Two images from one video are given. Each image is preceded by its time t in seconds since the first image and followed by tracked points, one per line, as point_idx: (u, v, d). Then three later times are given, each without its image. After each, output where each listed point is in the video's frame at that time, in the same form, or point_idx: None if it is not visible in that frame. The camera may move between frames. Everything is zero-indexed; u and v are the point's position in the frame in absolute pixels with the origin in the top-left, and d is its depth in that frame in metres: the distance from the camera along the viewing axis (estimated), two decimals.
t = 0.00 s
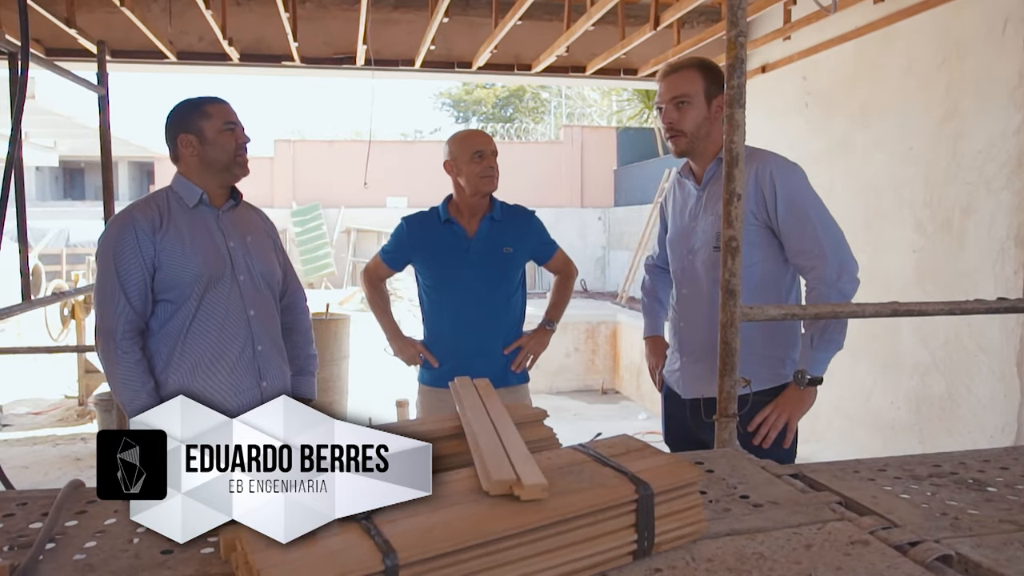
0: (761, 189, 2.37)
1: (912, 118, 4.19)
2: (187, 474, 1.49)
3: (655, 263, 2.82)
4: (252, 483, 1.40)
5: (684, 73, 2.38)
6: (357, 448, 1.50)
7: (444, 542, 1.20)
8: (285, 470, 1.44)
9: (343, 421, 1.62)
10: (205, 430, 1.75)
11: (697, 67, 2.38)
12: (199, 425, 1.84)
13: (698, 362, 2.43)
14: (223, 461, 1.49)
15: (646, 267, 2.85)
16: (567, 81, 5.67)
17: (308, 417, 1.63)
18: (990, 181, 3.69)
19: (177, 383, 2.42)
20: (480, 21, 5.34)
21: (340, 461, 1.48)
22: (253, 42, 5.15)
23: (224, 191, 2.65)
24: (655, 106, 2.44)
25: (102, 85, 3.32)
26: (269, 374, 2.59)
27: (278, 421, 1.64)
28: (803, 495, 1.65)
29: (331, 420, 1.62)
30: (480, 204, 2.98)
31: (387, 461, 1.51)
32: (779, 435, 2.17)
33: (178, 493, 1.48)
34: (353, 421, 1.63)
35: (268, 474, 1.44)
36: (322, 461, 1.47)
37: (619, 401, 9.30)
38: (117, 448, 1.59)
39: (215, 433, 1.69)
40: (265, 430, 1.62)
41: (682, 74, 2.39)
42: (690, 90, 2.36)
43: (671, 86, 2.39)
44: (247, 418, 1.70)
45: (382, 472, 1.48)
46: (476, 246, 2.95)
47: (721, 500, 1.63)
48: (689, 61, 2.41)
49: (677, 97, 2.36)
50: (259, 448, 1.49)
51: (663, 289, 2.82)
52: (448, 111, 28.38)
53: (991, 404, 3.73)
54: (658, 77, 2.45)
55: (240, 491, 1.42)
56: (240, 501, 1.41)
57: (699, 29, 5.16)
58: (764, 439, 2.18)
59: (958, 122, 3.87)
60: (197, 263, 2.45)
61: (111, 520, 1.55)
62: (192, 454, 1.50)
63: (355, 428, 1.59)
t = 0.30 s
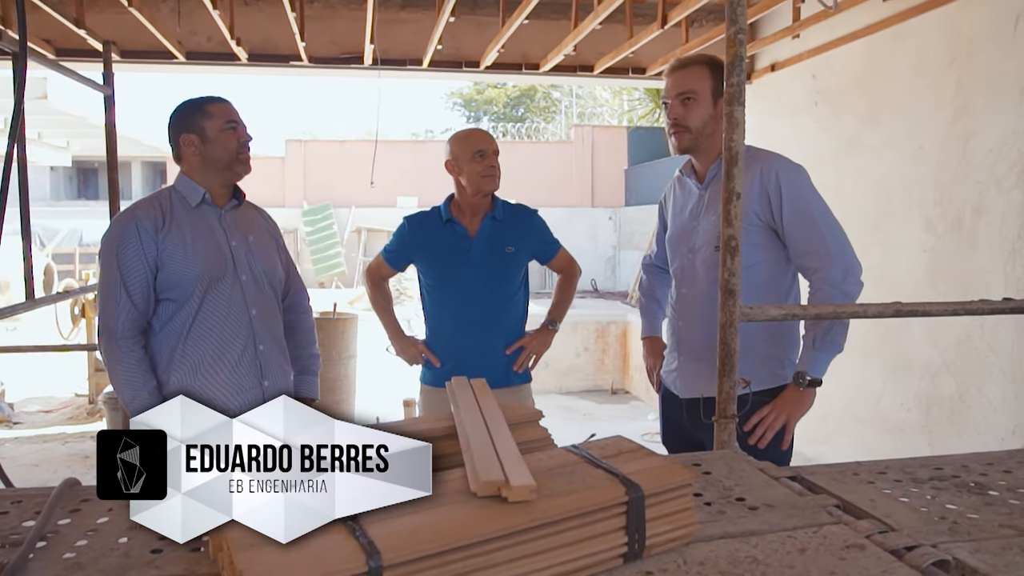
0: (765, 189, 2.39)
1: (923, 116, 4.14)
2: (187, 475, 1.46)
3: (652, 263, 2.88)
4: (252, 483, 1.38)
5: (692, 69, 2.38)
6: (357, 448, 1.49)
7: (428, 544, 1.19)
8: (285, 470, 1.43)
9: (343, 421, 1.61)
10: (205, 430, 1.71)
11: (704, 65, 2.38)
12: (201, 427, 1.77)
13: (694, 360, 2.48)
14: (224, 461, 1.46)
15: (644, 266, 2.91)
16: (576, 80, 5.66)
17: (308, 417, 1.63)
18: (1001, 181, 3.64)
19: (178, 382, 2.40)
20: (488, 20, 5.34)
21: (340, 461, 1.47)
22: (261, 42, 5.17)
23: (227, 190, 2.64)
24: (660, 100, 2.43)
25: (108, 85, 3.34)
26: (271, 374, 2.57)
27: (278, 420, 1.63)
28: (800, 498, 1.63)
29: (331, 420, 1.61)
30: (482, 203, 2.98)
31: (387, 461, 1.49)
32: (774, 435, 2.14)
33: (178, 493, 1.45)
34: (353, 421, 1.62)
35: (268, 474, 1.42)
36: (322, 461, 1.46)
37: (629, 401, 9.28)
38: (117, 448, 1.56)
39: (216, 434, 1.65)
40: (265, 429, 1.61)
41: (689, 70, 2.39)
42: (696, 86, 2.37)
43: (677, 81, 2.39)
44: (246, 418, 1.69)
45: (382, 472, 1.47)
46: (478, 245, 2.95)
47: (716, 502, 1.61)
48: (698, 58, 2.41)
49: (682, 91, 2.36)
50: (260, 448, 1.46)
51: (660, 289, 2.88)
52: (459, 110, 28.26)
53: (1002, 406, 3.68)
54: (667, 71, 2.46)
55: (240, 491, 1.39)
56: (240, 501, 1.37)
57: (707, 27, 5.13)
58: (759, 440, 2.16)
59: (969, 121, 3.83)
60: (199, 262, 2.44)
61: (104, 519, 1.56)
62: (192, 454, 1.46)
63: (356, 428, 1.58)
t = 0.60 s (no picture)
0: (769, 188, 2.38)
1: (930, 115, 4.10)
2: (187, 475, 1.45)
3: (653, 262, 2.91)
4: (252, 483, 1.38)
5: (693, 67, 2.38)
6: (357, 448, 1.48)
7: (418, 546, 1.17)
8: (285, 469, 1.43)
9: (343, 421, 1.61)
10: (205, 430, 1.70)
11: (706, 63, 2.37)
12: (200, 427, 1.74)
13: (692, 358, 2.49)
14: (224, 461, 1.46)
15: (644, 266, 2.94)
16: (581, 79, 5.64)
17: (308, 418, 1.63)
18: (1008, 180, 3.60)
19: (178, 382, 2.39)
20: (492, 19, 5.34)
21: (340, 461, 1.47)
22: (266, 41, 5.17)
23: (228, 189, 2.63)
24: (661, 97, 2.43)
25: (110, 84, 3.35)
26: (271, 373, 2.55)
27: (278, 420, 1.64)
28: (800, 499, 1.61)
29: (331, 420, 1.61)
30: (483, 202, 2.98)
31: (387, 461, 1.48)
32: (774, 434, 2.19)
33: (178, 493, 1.44)
34: (353, 421, 1.61)
35: (268, 474, 1.42)
36: (323, 461, 1.46)
37: (635, 401, 9.26)
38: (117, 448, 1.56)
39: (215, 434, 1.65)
40: (264, 429, 1.61)
41: (692, 67, 2.38)
42: (696, 83, 2.36)
43: (679, 78, 2.39)
44: (246, 418, 1.70)
45: (383, 472, 1.46)
46: (479, 244, 2.94)
47: (715, 503, 1.60)
48: (701, 56, 2.40)
49: (682, 88, 2.36)
50: (260, 448, 1.47)
51: (661, 289, 2.90)
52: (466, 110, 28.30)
53: (1010, 407, 3.64)
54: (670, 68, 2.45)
55: (240, 491, 1.38)
56: (240, 501, 1.35)
57: (713, 26, 5.11)
58: (759, 439, 2.20)
59: (977, 119, 3.79)
60: (199, 261, 2.43)
61: (97, 518, 1.55)
62: (192, 454, 1.46)
63: (356, 428, 1.57)
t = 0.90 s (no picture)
0: (773, 186, 2.36)
1: (939, 113, 4.06)
2: (187, 475, 1.42)
3: (657, 262, 2.89)
4: (252, 483, 1.36)
5: (687, 71, 2.36)
6: (357, 447, 1.46)
7: (406, 546, 1.16)
8: (285, 470, 1.41)
9: (343, 421, 1.59)
10: (205, 432, 1.60)
11: (700, 65, 2.35)
12: (200, 427, 1.65)
13: (696, 357, 2.48)
14: (224, 461, 1.43)
15: (649, 266, 2.92)
16: (587, 79, 5.62)
17: (308, 418, 1.61)
18: (1017, 178, 3.56)
19: (178, 380, 2.39)
20: (498, 18, 5.33)
21: (341, 461, 1.45)
22: (272, 42, 5.17)
23: (228, 189, 2.62)
24: (658, 102, 2.42)
25: (114, 83, 3.35)
26: (271, 372, 2.55)
27: (278, 421, 1.61)
28: (799, 501, 1.59)
29: (331, 420, 1.59)
30: (485, 202, 2.98)
31: (387, 461, 1.46)
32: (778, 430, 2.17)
33: (178, 493, 1.40)
34: (354, 421, 1.59)
35: (268, 474, 1.40)
36: (323, 461, 1.44)
37: (643, 401, 9.23)
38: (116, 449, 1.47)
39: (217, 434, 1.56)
40: (264, 429, 1.58)
41: (690, 69, 2.36)
42: (691, 87, 2.34)
43: (673, 84, 2.38)
44: (246, 418, 1.66)
45: (382, 472, 1.44)
46: (481, 242, 2.93)
47: (712, 504, 1.58)
48: (701, 56, 2.38)
49: (680, 91, 2.34)
50: (260, 448, 1.44)
51: (665, 289, 2.88)
52: (475, 110, 28.31)
53: (1019, 407, 3.60)
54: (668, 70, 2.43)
55: (240, 491, 1.36)
56: (240, 501, 1.34)
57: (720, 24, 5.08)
58: (763, 435, 2.18)
59: (986, 117, 3.75)
60: (198, 260, 2.42)
61: (91, 516, 1.55)
62: (192, 454, 1.43)
63: (356, 428, 1.55)
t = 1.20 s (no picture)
0: (779, 182, 2.34)
1: (953, 110, 4.01)
2: (186, 475, 1.40)
3: (664, 263, 2.86)
4: (252, 483, 1.33)
5: (689, 71, 2.32)
6: (357, 447, 1.42)
7: (395, 546, 1.15)
8: (285, 470, 1.38)
9: (344, 421, 1.54)
10: (205, 431, 1.56)
11: (704, 66, 2.31)
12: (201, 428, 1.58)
13: (701, 355, 2.46)
14: (224, 461, 1.41)
15: (656, 267, 2.89)
16: (598, 77, 5.60)
17: (309, 418, 1.56)
18: None
19: (181, 379, 2.38)
20: (508, 17, 5.32)
21: (341, 461, 1.42)
22: (282, 42, 5.18)
23: (232, 187, 2.62)
24: (660, 105, 2.38)
25: (122, 82, 3.36)
26: (274, 370, 2.54)
27: (278, 420, 1.56)
28: (801, 503, 1.56)
29: (332, 420, 1.54)
30: (490, 199, 2.96)
31: (387, 461, 1.43)
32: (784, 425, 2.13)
33: (178, 493, 1.38)
34: (354, 421, 1.54)
35: (267, 474, 1.38)
36: (323, 461, 1.41)
37: (655, 402, 9.19)
38: (117, 449, 1.47)
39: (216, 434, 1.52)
40: (264, 429, 1.53)
41: (692, 71, 2.32)
42: (695, 88, 2.30)
43: (676, 85, 2.34)
44: (246, 418, 1.59)
45: (383, 472, 1.42)
46: (486, 240, 2.92)
47: (712, 506, 1.55)
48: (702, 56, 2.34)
49: (684, 92, 2.31)
50: (260, 448, 1.41)
51: (673, 289, 2.85)
52: (488, 111, 28.31)
53: None
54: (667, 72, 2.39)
55: (240, 491, 1.34)
56: (240, 501, 1.31)
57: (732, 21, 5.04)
58: (769, 431, 2.13)
59: (1001, 115, 3.69)
60: (201, 258, 2.42)
61: (86, 513, 1.55)
62: (192, 453, 1.41)
63: (357, 428, 1.51)
